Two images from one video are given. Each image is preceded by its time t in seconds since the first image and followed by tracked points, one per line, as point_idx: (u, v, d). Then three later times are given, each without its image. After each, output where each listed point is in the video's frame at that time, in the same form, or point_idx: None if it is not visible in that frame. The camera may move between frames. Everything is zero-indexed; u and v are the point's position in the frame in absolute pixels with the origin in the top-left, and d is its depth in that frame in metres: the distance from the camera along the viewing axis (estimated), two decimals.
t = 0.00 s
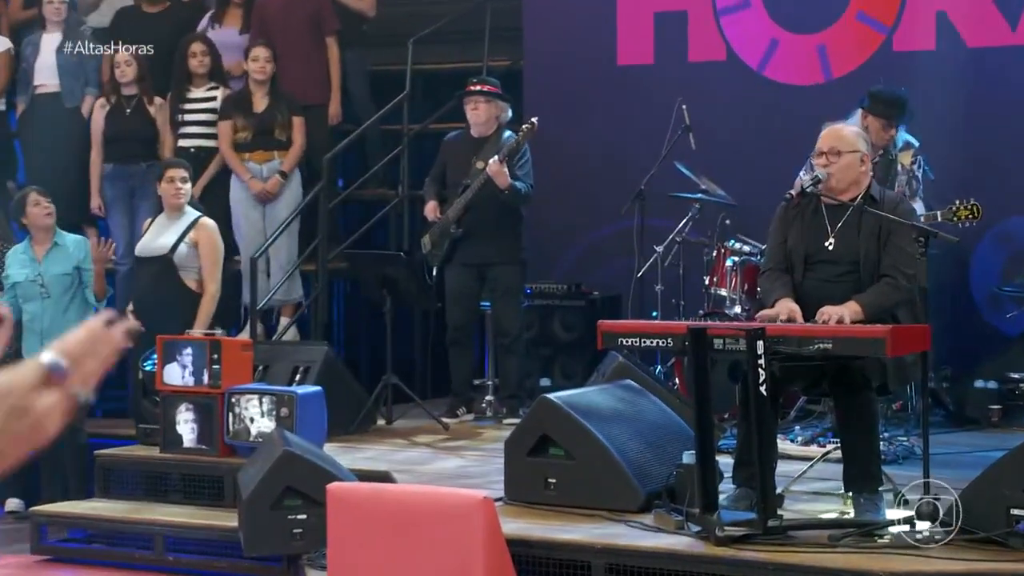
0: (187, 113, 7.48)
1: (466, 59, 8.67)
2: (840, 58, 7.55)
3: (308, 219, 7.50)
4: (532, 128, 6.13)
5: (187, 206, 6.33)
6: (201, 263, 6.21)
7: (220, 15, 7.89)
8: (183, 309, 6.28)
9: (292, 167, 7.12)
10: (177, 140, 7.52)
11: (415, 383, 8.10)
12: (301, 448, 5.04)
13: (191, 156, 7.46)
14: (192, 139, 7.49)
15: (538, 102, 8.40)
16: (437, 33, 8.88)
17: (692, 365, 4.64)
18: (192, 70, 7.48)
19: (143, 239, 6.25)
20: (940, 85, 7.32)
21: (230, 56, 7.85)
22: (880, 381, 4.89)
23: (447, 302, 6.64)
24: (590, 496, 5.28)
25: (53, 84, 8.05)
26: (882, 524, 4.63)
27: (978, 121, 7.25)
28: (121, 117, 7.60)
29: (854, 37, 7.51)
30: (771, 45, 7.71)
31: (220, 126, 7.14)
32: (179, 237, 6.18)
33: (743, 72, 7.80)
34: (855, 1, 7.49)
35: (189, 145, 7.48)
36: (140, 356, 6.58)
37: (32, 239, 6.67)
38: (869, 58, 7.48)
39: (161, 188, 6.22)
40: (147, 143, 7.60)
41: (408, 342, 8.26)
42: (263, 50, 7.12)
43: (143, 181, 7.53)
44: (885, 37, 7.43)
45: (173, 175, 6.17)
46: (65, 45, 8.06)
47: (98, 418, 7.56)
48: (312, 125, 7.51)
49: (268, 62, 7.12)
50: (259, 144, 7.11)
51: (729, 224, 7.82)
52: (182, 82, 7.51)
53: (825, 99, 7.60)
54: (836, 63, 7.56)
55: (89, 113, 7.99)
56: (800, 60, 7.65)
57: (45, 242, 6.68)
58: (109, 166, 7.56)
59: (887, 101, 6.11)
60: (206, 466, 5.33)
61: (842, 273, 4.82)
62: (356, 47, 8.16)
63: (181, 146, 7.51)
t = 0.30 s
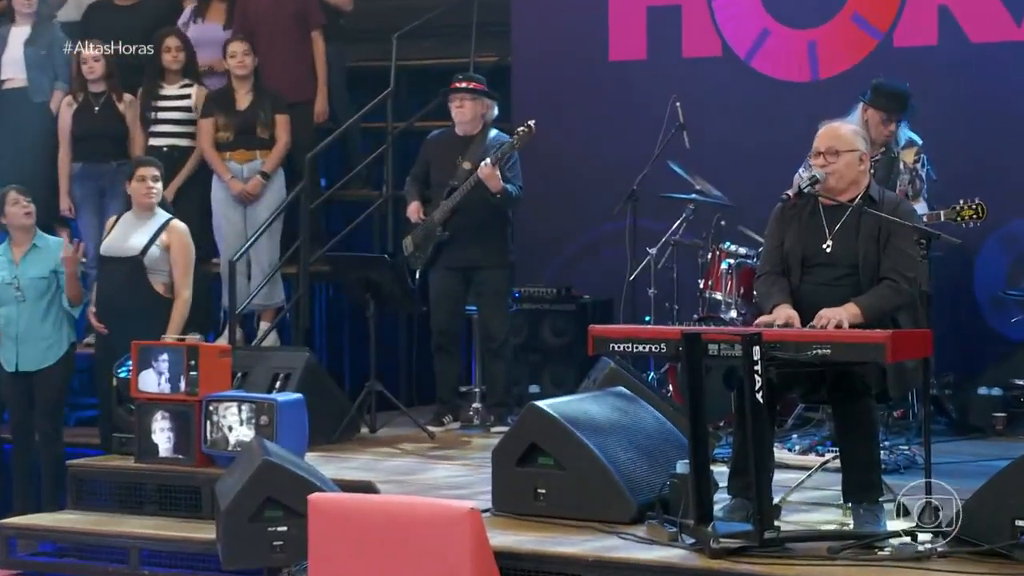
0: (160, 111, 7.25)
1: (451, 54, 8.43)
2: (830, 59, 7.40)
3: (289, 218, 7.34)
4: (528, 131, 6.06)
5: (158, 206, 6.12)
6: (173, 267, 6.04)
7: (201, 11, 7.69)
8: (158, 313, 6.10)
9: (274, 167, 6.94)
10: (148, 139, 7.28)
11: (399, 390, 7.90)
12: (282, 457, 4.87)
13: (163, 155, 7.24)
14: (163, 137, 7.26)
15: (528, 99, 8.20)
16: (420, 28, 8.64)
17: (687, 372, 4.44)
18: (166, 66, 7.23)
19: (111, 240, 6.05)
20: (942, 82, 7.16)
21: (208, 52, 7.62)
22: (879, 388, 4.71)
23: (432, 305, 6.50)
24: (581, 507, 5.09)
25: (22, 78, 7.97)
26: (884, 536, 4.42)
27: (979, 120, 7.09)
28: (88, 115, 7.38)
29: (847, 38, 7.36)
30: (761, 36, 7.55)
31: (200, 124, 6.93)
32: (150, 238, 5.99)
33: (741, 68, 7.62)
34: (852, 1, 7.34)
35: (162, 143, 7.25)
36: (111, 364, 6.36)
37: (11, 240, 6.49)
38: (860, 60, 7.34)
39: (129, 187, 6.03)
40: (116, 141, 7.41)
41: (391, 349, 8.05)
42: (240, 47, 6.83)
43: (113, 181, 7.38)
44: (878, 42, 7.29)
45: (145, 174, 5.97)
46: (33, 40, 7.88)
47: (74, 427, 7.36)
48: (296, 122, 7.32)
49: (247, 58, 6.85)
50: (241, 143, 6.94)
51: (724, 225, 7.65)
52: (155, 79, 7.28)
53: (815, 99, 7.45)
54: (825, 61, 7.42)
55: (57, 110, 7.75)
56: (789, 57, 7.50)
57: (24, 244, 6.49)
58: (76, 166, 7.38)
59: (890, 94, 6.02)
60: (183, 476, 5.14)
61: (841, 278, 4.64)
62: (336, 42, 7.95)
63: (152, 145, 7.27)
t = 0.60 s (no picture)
0: (132, 112, 7.06)
1: (436, 50, 8.23)
2: (817, 57, 7.26)
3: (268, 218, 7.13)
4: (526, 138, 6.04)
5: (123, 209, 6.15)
6: (147, 271, 6.10)
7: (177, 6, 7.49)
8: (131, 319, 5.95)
9: (247, 168, 6.75)
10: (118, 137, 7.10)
11: (381, 399, 7.73)
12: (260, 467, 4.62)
13: (136, 155, 7.07)
14: (134, 137, 7.07)
15: (517, 98, 8.02)
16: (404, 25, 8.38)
17: (679, 379, 4.24)
18: (139, 63, 7.06)
19: (80, 244, 6.06)
20: (942, 79, 7.00)
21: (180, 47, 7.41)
22: (878, 396, 4.48)
23: (417, 310, 6.42)
24: (571, 519, 4.90)
25: None
26: (882, 548, 4.24)
27: (978, 120, 6.94)
28: (55, 113, 7.21)
29: (837, 39, 7.20)
30: (749, 27, 7.40)
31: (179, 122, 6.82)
32: (125, 244, 6.04)
33: (736, 65, 7.45)
34: (846, 2, 7.17)
35: (133, 143, 7.07)
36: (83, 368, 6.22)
37: None
38: (848, 62, 7.19)
39: (96, 191, 6.00)
40: (84, 141, 7.21)
41: (373, 355, 7.89)
42: (216, 41, 6.70)
43: (81, 180, 7.21)
44: (868, 47, 7.14)
45: (110, 177, 5.99)
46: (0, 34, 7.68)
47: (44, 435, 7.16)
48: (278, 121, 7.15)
49: (223, 53, 6.71)
50: (215, 142, 6.77)
51: (718, 228, 7.49)
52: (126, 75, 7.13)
53: (807, 99, 7.29)
54: (811, 59, 7.27)
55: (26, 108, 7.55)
56: (775, 52, 7.35)
57: None
58: (44, 165, 7.20)
59: (887, 94, 5.83)
60: (157, 488, 4.93)
61: (840, 282, 4.46)
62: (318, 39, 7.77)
63: (123, 144, 7.09)
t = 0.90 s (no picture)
0: (103, 109, 6.88)
1: (419, 46, 8.04)
2: (804, 56, 7.10)
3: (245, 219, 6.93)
4: (519, 141, 5.89)
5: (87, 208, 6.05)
6: (117, 272, 6.02)
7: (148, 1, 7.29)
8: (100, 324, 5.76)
9: (211, 169, 6.55)
10: (88, 136, 6.90)
11: (361, 407, 7.56)
12: (236, 479, 4.43)
13: (108, 154, 6.89)
14: (105, 135, 6.90)
15: (505, 96, 7.84)
16: (386, 19, 8.29)
17: (670, 387, 4.02)
18: (109, 58, 6.88)
19: (47, 248, 5.97)
20: (939, 78, 6.85)
21: (153, 41, 7.14)
22: (876, 404, 4.27)
23: (398, 315, 6.28)
24: (558, 531, 4.70)
25: None
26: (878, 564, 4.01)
27: (977, 118, 6.78)
28: (21, 111, 7.01)
29: (824, 40, 7.05)
30: (737, 12, 7.23)
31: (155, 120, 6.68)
32: (95, 246, 5.96)
33: (729, 62, 7.28)
34: (837, 3, 7.01)
35: (105, 142, 6.89)
36: (53, 375, 6.08)
37: None
38: (832, 65, 7.05)
39: (57, 192, 5.92)
40: (54, 140, 7.01)
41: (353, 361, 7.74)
42: (189, 37, 6.58)
43: (46, 180, 7.00)
44: (854, 51, 7.00)
45: (71, 177, 5.90)
46: None
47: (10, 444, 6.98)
48: (257, 120, 6.98)
49: (195, 49, 6.59)
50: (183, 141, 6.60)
51: (711, 230, 7.32)
52: (99, 73, 6.93)
53: (802, 97, 7.13)
54: (794, 57, 7.12)
55: None
56: (761, 49, 7.19)
57: None
58: (9, 165, 7.00)
59: (884, 92, 5.68)
60: (130, 499, 4.76)
61: (837, 286, 4.28)
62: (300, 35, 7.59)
63: (92, 143, 6.90)
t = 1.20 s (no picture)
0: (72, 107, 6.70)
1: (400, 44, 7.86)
2: (797, 56, 6.94)
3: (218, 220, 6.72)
4: (498, 138, 5.74)
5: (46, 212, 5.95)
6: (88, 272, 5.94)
7: None
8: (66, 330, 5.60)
9: (173, 169, 6.43)
10: (56, 135, 6.72)
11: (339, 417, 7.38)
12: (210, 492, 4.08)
13: (78, 154, 6.72)
14: (75, 133, 6.71)
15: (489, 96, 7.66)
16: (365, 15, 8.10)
17: (662, 400, 3.73)
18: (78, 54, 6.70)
19: (12, 254, 5.86)
20: (935, 78, 6.69)
21: (118, 39, 7.03)
22: (872, 413, 4.04)
23: (377, 321, 6.11)
24: (539, 546, 4.50)
25: None
26: None
27: (974, 119, 6.62)
28: None
29: (817, 39, 6.90)
30: (725, 7, 7.07)
31: (120, 119, 6.58)
32: (63, 246, 5.87)
33: (719, 62, 7.11)
34: (825, 4, 6.86)
35: (74, 142, 6.71)
36: (20, 383, 5.92)
37: None
38: (817, 67, 6.91)
39: (16, 195, 5.79)
40: (19, 138, 7.10)
41: (329, 370, 7.59)
42: (157, 33, 6.44)
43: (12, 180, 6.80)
44: (840, 56, 6.86)
45: (33, 179, 5.77)
46: None
47: None
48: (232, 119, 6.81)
49: (162, 44, 6.46)
50: (142, 140, 6.47)
51: (701, 233, 7.15)
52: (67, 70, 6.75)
53: (794, 97, 6.96)
54: (776, 52, 6.98)
55: None
56: (748, 46, 7.04)
57: None
58: None
59: (879, 90, 5.49)
60: (96, 514, 4.53)
61: (831, 294, 4.11)
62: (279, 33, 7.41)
63: (61, 142, 6.72)
